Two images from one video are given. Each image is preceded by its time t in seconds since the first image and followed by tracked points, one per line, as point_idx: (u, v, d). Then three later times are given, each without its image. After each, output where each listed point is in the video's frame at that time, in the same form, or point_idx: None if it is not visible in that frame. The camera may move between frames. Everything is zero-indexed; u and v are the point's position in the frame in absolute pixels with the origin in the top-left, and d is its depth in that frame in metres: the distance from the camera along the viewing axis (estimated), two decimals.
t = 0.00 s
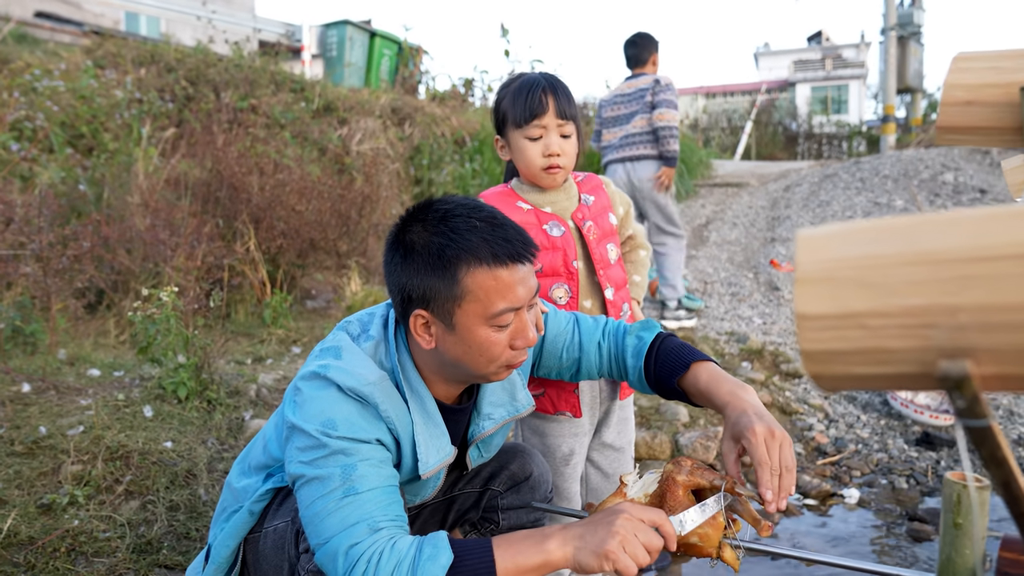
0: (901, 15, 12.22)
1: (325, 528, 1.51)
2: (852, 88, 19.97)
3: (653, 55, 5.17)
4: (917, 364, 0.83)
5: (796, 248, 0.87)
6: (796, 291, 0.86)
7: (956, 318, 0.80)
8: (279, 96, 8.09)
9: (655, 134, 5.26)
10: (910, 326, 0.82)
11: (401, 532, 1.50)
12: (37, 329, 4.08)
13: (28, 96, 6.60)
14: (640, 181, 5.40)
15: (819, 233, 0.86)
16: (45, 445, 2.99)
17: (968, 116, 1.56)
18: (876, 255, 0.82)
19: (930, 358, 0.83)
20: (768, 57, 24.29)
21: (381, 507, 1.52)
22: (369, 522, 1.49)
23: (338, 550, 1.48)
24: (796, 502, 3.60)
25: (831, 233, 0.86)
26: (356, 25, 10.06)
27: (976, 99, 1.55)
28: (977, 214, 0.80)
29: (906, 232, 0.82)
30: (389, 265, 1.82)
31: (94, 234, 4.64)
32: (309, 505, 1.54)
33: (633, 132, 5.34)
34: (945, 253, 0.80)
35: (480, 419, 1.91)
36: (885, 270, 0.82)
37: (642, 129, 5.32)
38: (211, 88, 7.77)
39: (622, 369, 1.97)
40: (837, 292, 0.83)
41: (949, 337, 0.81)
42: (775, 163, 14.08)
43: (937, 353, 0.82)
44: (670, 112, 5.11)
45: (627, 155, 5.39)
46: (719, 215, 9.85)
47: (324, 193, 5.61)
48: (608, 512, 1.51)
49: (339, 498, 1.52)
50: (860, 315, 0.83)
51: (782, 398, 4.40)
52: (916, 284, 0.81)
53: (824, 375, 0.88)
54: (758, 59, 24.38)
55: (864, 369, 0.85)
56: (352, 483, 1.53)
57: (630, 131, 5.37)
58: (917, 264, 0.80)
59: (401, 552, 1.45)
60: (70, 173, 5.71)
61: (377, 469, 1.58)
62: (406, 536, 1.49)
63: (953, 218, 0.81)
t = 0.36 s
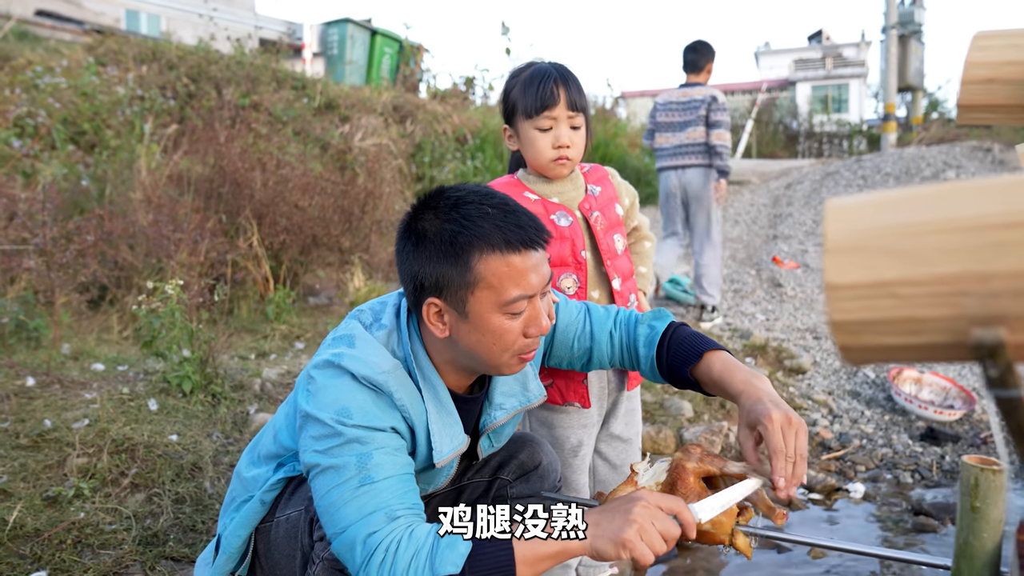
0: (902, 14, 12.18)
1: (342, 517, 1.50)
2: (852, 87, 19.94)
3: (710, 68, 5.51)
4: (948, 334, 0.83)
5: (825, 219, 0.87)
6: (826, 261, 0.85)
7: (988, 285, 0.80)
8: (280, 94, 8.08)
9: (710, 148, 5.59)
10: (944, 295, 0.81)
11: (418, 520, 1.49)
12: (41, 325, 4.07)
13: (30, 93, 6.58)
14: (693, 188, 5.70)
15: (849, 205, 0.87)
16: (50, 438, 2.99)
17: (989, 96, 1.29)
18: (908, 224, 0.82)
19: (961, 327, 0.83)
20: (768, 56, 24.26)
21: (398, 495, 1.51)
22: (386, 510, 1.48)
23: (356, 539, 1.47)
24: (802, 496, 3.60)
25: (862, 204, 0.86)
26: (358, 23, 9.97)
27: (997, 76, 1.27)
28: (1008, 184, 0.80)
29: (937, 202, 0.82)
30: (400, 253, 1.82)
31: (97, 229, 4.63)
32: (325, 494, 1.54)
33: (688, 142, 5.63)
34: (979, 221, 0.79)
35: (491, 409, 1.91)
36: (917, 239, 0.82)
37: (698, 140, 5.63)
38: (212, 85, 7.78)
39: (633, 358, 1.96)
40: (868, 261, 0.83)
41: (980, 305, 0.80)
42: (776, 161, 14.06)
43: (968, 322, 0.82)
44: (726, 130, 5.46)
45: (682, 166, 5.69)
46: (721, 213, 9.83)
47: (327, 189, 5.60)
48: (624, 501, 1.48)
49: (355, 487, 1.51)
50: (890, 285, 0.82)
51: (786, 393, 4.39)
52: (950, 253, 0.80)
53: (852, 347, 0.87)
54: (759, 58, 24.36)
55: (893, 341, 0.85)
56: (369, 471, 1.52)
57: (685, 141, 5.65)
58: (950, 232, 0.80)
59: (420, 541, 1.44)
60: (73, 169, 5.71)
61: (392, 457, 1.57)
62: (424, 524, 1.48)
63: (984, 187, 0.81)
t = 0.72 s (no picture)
0: (903, 13, 12.14)
1: (344, 506, 1.50)
2: (853, 86, 19.91)
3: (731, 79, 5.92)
4: (958, 299, 0.85)
5: (835, 188, 0.89)
6: (835, 230, 0.87)
7: (997, 249, 0.81)
8: (282, 91, 8.08)
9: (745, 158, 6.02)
10: (953, 260, 0.83)
11: (422, 508, 1.50)
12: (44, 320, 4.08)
13: (32, 90, 6.59)
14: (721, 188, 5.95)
15: (859, 174, 0.89)
16: (54, 431, 2.99)
17: (995, 75, 1.29)
18: (917, 191, 0.84)
19: (971, 292, 0.84)
20: (768, 56, 24.23)
21: (401, 484, 1.51)
22: (390, 499, 1.49)
23: (360, 527, 1.48)
24: (803, 489, 3.60)
25: (872, 173, 0.88)
26: (360, 23, 9.95)
27: (1003, 56, 1.28)
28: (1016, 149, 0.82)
29: (947, 168, 0.84)
30: (400, 237, 1.83)
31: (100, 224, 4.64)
32: (328, 484, 1.54)
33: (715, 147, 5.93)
34: (988, 185, 0.81)
35: (494, 396, 1.91)
36: (927, 204, 0.83)
37: (727, 145, 5.93)
38: (214, 83, 7.83)
39: (640, 345, 1.97)
40: (878, 228, 0.85)
41: (990, 270, 0.82)
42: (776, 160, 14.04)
43: (978, 286, 0.83)
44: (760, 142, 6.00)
45: (719, 173, 5.97)
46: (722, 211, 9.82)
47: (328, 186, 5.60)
48: (633, 491, 1.48)
49: (357, 476, 1.51)
50: (900, 251, 0.84)
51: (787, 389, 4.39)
52: (960, 218, 0.82)
53: (862, 314, 0.89)
54: (759, 58, 24.31)
55: (904, 308, 0.86)
56: (370, 459, 1.53)
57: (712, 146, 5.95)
58: (960, 198, 0.82)
59: (425, 529, 1.44)
60: (75, 165, 5.71)
61: (395, 444, 1.57)
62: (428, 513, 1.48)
63: (992, 153, 0.83)
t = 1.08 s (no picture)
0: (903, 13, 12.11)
1: (362, 505, 1.51)
2: (853, 86, 19.87)
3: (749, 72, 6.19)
4: (964, 294, 0.85)
5: (840, 183, 0.89)
6: (841, 224, 0.88)
7: (1004, 244, 0.81)
8: (282, 91, 8.08)
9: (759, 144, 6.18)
10: (960, 255, 0.83)
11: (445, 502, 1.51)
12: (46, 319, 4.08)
13: (33, 90, 6.60)
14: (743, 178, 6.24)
15: (865, 168, 0.89)
16: (57, 430, 3.00)
17: (998, 73, 1.29)
18: (924, 186, 0.84)
19: (978, 286, 0.84)
20: (768, 56, 24.21)
21: (419, 480, 1.52)
22: (413, 494, 1.49)
23: (383, 524, 1.48)
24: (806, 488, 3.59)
25: (878, 167, 0.88)
26: (360, 22, 9.94)
27: (1007, 54, 1.28)
28: None
29: (954, 163, 0.84)
30: (399, 236, 1.82)
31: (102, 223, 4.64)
32: (343, 483, 1.54)
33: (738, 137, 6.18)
34: (996, 180, 0.81)
35: (494, 393, 1.91)
36: (932, 199, 0.84)
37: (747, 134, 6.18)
38: (214, 82, 7.83)
39: (641, 341, 1.97)
40: (885, 223, 0.85)
41: (998, 265, 0.82)
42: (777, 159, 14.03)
43: (985, 281, 0.83)
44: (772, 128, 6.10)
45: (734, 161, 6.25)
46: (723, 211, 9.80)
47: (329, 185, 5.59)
48: (661, 497, 1.48)
49: (374, 473, 1.52)
50: (906, 246, 0.85)
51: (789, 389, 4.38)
52: (966, 213, 0.82)
53: (868, 309, 0.89)
54: (760, 57, 24.27)
55: (909, 301, 0.87)
56: (385, 458, 1.53)
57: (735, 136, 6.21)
58: (968, 193, 0.82)
59: (449, 524, 1.46)
60: (76, 164, 5.71)
61: (407, 442, 1.58)
62: (450, 508, 1.49)
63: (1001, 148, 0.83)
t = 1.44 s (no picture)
0: (903, 13, 12.11)
1: (359, 515, 1.51)
2: (853, 86, 19.86)
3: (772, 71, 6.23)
4: (963, 303, 0.84)
5: (840, 191, 0.89)
6: (840, 232, 0.88)
7: (1004, 254, 0.81)
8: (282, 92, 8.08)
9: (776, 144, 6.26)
10: (960, 265, 0.83)
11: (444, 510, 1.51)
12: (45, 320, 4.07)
13: (32, 91, 6.59)
14: (760, 176, 6.37)
15: (865, 176, 0.89)
16: (56, 432, 3.00)
17: (997, 78, 1.29)
18: (923, 195, 0.84)
19: (977, 295, 0.84)
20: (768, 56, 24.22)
21: (415, 488, 1.52)
22: (410, 503, 1.49)
23: (382, 533, 1.48)
24: (805, 489, 3.58)
25: (878, 175, 0.89)
26: (360, 23, 9.92)
27: (1006, 58, 1.28)
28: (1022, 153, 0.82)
29: (954, 172, 0.84)
30: (386, 242, 1.82)
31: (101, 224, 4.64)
32: (340, 494, 1.54)
33: (755, 136, 6.30)
34: (994, 189, 0.81)
35: (487, 392, 1.92)
36: (931, 209, 0.84)
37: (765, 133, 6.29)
38: (214, 83, 7.82)
39: (621, 332, 1.99)
40: (883, 231, 0.85)
41: (997, 275, 0.82)
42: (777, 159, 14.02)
43: (984, 290, 0.83)
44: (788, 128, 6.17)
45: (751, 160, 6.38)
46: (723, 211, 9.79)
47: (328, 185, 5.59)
48: (662, 501, 1.48)
49: (370, 484, 1.52)
50: (905, 254, 0.84)
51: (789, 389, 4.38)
52: (964, 222, 0.82)
53: (866, 317, 0.89)
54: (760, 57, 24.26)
55: (909, 310, 0.86)
56: (380, 467, 1.53)
57: (753, 135, 6.33)
58: (967, 202, 0.82)
59: (448, 531, 1.46)
60: (75, 165, 5.71)
61: (401, 449, 1.57)
62: (448, 515, 1.50)
63: (1000, 157, 0.83)
